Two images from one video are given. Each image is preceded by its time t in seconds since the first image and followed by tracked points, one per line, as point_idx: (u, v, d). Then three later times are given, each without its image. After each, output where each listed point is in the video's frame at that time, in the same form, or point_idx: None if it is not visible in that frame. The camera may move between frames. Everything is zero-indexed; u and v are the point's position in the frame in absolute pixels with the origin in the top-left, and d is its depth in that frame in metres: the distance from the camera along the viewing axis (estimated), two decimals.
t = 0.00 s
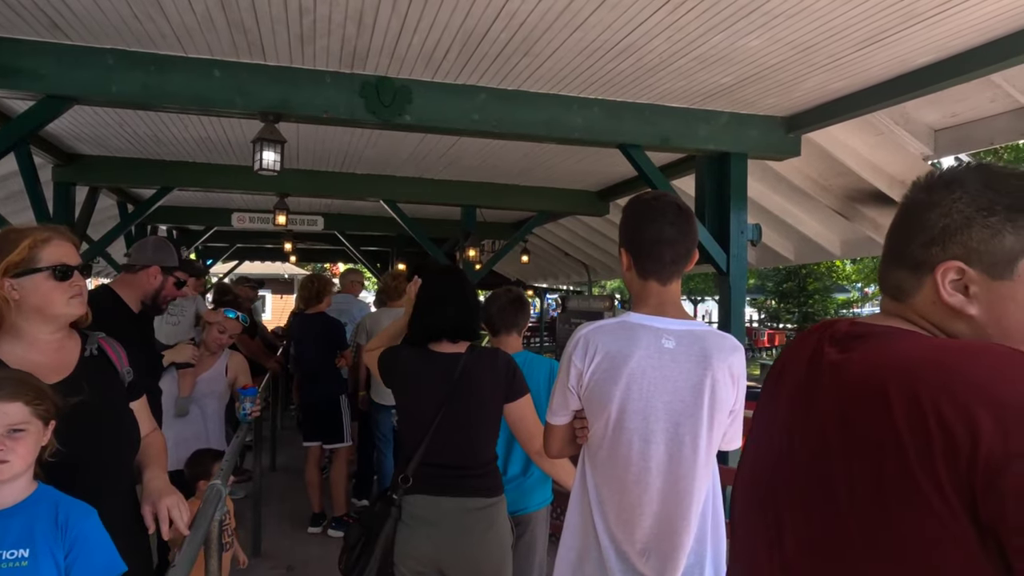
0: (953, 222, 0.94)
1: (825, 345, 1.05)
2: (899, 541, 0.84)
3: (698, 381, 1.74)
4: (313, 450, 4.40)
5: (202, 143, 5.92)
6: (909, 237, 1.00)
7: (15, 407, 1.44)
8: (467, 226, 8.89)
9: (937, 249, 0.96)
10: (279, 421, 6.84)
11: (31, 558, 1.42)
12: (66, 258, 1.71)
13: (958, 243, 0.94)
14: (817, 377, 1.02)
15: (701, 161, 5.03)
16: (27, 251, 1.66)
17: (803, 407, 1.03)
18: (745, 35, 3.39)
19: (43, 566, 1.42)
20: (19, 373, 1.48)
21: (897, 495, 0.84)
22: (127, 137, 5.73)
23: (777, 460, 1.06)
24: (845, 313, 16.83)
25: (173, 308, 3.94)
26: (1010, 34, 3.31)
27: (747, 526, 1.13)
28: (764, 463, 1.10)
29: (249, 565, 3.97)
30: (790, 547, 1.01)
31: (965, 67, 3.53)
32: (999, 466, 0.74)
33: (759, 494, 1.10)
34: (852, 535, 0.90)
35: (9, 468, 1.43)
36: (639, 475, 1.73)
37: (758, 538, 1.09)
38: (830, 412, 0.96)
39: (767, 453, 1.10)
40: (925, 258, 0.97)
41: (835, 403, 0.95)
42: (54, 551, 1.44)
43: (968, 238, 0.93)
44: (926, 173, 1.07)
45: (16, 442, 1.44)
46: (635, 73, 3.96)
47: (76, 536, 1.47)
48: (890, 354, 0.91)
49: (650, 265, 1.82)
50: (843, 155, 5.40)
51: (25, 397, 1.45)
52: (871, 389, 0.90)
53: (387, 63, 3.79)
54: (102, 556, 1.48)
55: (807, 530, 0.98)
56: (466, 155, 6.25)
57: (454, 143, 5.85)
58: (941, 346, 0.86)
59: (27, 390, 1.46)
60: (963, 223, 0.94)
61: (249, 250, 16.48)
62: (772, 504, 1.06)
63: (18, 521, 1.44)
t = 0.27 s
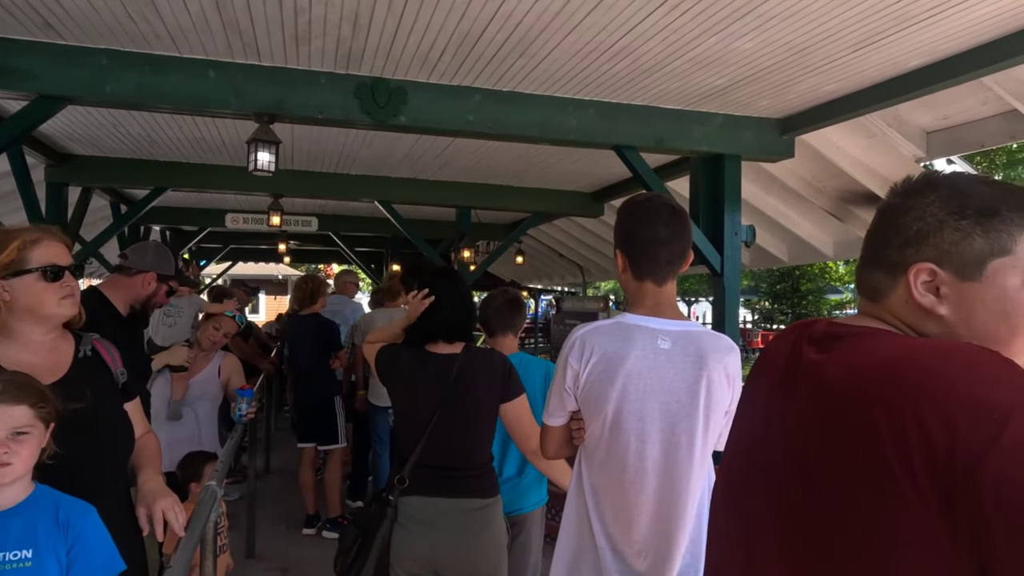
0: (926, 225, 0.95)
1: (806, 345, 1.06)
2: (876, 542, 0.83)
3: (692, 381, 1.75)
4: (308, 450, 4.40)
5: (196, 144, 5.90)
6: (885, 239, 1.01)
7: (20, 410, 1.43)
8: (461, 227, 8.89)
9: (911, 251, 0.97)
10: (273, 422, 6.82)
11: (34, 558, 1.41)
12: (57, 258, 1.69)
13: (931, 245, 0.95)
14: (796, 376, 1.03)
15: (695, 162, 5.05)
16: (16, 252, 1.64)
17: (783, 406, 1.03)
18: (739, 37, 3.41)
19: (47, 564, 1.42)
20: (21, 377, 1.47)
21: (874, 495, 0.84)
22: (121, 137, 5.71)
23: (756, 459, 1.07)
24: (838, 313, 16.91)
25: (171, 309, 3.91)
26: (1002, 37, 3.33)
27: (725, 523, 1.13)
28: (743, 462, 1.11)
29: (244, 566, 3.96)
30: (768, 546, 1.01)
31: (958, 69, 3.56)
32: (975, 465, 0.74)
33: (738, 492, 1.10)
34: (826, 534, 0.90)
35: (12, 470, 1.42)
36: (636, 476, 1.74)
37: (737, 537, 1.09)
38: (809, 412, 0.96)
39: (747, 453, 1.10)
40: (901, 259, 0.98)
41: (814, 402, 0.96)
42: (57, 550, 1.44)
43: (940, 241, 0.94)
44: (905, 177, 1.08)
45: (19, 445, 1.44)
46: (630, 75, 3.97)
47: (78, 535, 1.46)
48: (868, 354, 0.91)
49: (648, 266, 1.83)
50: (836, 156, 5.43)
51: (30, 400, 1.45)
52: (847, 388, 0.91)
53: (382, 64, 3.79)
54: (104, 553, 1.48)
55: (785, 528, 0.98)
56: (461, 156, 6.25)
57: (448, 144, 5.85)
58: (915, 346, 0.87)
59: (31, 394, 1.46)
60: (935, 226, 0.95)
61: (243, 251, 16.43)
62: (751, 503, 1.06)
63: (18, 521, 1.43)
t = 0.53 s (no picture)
0: (916, 223, 0.96)
1: (800, 345, 1.07)
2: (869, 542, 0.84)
3: (688, 381, 1.75)
4: (302, 451, 4.38)
5: (189, 143, 5.88)
6: (877, 238, 1.02)
7: (21, 411, 1.42)
8: (456, 227, 8.89)
9: (902, 248, 0.97)
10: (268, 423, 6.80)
11: (32, 558, 1.41)
12: (43, 258, 1.67)
13: (922, 242, 0.95)
14: (790, 376, 1.03)
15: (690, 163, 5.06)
16: None
17: (777, 406, 1.04)
18: (733, 38, 3.42)
19: (44, 565, 1.41)
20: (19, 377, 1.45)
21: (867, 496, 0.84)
22: (114, 137, 5.69)
23: (751, 459, 1.07)
24: (831, 313, 16.97)
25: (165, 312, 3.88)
26: (994, 40, 3.35)
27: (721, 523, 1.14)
28: (738, 461, 1.11)
29: (239, 567, 3.96)
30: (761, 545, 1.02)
31: (951, 71, 3.58)
32: (964, 466, 0.74)
33: (732, 492, 1.11)
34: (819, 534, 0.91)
35: (12, 471, 1.41)
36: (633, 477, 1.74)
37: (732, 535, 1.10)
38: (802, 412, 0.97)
39: (743, 452, 1.11)
40: (892, 258, 0.99)
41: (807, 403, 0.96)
42: (54, 550, 1.44)
43: (930, 239, 0.95)
44: (898, 177, 1.09)
45: (20, 446, 1.43)
46: (625, 76, 3.97)
47: (76, 534, 1.46)
48: (860, 355, 0.92)
49: (645, 267, 1.83)
50: (829, 157, 5.45)
51: (31, 401, 1.44)
52: (840, 389, 0.91)
53: (377, 65, 3.78)
54: (101, 552, 1.48)
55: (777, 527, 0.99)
56: (456, 156, 6.25)
57: (443, 144, 5.85)
58: (909, 347, 0.87)
59: (32, 395, 1.45)
60: (925, 224, 0.95)
61: (237, 251, 16.38)
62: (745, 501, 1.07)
63: (14, 522, 1.42)
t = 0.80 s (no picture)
0: (919, 217, 0.97)
1: (802, 343, 1.07)
2: (873, 539, 0.84)
3: (686, 379, 1.75)
4: (298, 451, 4.38)
5: (184, 142, 5.86)
6: (880, 233, 1.02)
7: (25, 409, 1.41)
8: (452, 226, 8.89)
9: (906, 243, 0.98)
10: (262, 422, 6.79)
11: (29, 557, 1.40)
12: (43, 256, 1.65)
13: (926, 236, 0.96)
14: (793, 375, 1.04)
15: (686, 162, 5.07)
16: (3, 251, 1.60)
17: (781, 405, 1.04)
18: (729, 37, 3.43)
19: (41, 564, 1.41)
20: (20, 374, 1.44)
21: (871, 493, 0.85)
22: (107, 135, 5.67)
23: (756, 457, 1.08)
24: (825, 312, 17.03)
25: (159, 311, 3.84)
26: (988, 40, 3.36)
27: (729, 521, 1.14)
28: (744, 460, 1.12)
29: (235, 567, 3.95)
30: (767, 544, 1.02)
31: (944, 71, 3.59)
32: (968, 465, 0.74)
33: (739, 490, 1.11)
34: (822, 533, 0.91)
35: (11, 469, 1.41)
36: (631, 474, 1.74)
37: (739, 533, 1.10)
38: (804, 411, 0.97)
39: (747, 450, 1.11)
40: (896, 253, 0.99)
41: (810, 402, 0.96)
42: (51, 548, 1.43)
43: (934, 234, 0.95)
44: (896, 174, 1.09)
45: (20, 444, 1.42)
46: (620, 75, 3.98)
47: (73, 531, 1.46)
48: (863, 353, 0.92)
49: (642, 265, 1.83)
50: (825, 156, 5.47)
51: (35, 400, 1.44)
52: (843, 388, 0.91)
53: (374, 63, 3.78)
54: (97, 551, 1.47)
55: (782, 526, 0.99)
56: (451, 155, 6.25)
57: (439, 144, 5.84)
58: (911, 345, 0.87)
59: (34, 394, 1.45)
60: (929, 219, 0.96)
61: (231, 250, 16.35)
62: (751, 500, 1.07)
63: (11, 521, 1.42)
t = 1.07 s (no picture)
0: (913, 215, 0.97)
1: (796, 340, 1.07)
2: (865, 536, 0.84)
3: (680, 377, 1.76)
4: (293, 449, 4.38)
5: (178, 140, 5.84)
6: (874, 231, 1.02)
7: (13, 407, 1.41)
8: (447, 224, 8.88)
9: (900, 241, 0.98)
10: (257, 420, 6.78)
11: (20, 558, 1.40)
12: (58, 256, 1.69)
13: (920, 234, 0.96)
14: (787, 372, 1.04)
15: (680, 160, 5.07)
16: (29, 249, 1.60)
17: (775, 401, 1.05)
18: (724, 36, 3.43)
19: (31, 567, 1.40)
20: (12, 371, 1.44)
21: (862, 490, 0.85)
22: (101, 133, 5.64)
23: (750, 453, 1.08)
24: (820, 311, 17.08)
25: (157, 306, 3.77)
26: (981, 39, 3.37)
27: (724, 517, 1.15)
28: (739, 457, 1.12)
29: (229, 566, 3.94)
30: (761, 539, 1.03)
31: (938, 71, 3.60)
32: (958, 460, 0.75)
33: (733, 486, 1.12)
34: (815, 528, 0.92)
35: (4, 467, 1.40)
36: (626, 472, 1.75)
37: (734, 529, 1.11)
38: (798, 407, 0.98)
39: (743, 446, 1.12)
40: (890, 251, 0.99)
41: (804, 399, 0.97)
42: (43, 552, 1.42)
43: (928, 232, 0.95)
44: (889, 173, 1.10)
45: (12, 442, 1.41)
46: (615, 74, 3.98)
47: (64, 536, 1.45)
48: (856, 350, 0.93)
49: (637, 263, 1.83)
50: (819, 155, 5.48)
51: (23, 398, 1.44)
52: (836, 384, 0.92)
53: (368, 61, 3.77)
54: (89, 557, 1.46)
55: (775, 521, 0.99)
56: (446, 153, 6.24)
57: (434, 142, 5.84)
58: (904, 342, 0.88)
59: (23, 391, 1.44)
60: (922, 217, 0.96)
61: (226, 248, 16.29)
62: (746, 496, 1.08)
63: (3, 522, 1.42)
